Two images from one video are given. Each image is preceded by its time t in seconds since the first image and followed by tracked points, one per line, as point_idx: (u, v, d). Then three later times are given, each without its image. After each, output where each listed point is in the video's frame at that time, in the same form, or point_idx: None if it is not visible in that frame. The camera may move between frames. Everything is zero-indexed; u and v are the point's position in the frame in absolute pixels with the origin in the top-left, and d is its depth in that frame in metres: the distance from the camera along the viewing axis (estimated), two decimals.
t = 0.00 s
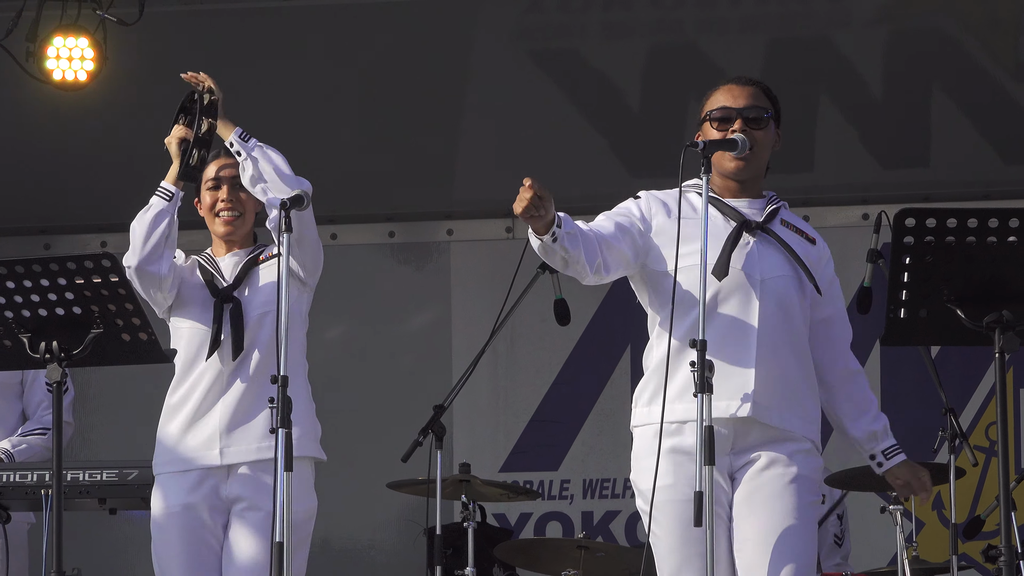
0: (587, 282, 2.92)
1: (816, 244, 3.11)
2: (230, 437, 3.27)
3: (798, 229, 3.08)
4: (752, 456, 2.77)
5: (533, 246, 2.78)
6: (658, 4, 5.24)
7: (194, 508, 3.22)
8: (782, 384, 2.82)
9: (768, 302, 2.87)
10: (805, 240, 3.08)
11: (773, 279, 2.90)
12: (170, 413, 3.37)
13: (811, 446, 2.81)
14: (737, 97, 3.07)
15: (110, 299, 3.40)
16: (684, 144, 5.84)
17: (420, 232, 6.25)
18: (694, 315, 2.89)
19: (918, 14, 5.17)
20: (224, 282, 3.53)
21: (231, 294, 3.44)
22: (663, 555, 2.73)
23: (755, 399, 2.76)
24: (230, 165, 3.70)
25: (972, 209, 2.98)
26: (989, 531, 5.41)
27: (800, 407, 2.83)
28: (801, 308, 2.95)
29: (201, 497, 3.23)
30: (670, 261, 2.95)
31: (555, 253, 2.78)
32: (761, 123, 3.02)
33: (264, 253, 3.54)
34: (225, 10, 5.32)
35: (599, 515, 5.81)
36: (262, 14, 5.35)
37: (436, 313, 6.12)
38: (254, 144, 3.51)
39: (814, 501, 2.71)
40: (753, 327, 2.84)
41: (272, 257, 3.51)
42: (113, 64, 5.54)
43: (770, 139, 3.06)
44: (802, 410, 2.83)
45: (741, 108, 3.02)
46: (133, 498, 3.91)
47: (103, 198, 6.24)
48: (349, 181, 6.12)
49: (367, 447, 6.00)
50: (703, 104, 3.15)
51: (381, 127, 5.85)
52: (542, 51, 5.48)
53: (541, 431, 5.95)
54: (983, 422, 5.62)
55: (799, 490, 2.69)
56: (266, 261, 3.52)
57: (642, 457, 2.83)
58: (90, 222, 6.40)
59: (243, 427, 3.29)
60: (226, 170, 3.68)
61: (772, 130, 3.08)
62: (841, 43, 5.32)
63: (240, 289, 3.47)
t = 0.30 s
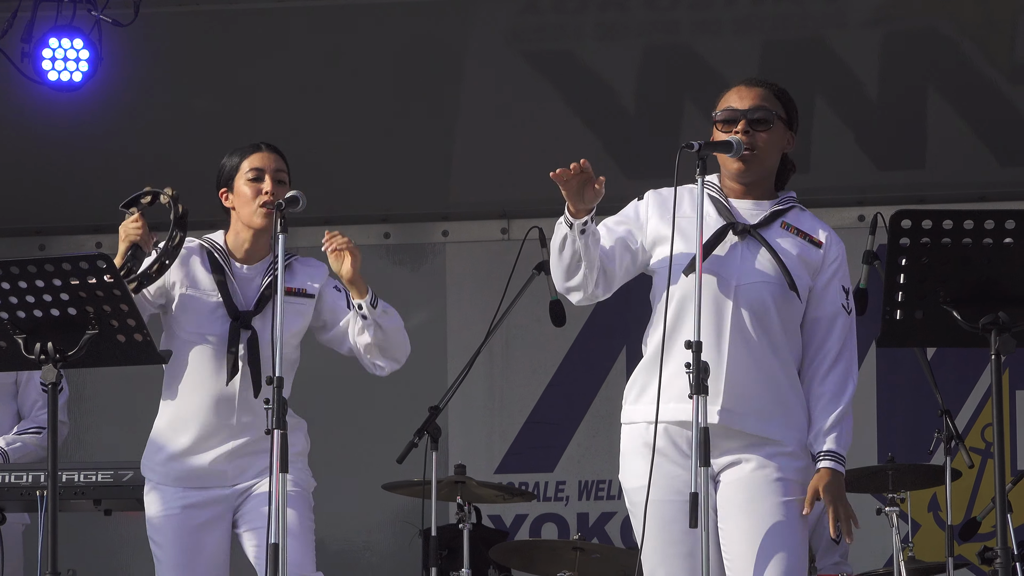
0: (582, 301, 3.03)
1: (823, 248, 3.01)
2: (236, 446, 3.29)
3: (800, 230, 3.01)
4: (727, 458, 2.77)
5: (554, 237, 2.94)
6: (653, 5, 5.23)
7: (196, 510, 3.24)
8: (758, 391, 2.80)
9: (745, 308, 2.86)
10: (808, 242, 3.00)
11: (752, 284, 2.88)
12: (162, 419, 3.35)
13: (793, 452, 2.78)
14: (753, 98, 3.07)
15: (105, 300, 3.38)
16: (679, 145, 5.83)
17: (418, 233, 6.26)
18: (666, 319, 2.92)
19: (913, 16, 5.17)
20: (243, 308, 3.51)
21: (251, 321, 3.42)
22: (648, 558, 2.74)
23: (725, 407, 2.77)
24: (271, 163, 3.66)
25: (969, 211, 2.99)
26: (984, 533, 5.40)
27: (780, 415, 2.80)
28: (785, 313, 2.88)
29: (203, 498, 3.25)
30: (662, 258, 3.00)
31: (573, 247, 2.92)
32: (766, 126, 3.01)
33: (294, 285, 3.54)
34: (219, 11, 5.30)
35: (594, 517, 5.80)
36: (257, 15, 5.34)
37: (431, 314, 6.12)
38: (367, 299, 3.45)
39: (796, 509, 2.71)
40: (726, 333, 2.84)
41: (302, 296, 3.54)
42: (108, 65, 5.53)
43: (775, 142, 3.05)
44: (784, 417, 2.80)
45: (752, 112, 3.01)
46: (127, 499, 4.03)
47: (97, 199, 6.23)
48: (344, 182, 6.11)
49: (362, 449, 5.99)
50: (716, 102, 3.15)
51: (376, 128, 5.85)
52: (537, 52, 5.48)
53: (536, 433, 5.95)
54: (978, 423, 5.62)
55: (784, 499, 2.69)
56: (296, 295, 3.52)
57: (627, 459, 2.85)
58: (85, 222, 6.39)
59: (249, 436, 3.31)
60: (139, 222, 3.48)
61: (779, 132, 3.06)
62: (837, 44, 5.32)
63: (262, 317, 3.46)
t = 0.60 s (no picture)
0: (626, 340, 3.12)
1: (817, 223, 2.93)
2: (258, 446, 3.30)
3: (792, 210, 2.94)
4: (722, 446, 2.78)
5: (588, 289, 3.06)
6: (650, 4, 5.23)
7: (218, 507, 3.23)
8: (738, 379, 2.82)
9: (726, 295, 2.88)
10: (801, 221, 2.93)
11: (731, 267, 2.89)
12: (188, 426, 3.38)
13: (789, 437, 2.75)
14: (753, 95, 3.06)
15: (101, 299, 3.38)
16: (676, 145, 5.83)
17: (410, 233, 6.23)
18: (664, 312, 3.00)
19: (909, 16, 5.17)
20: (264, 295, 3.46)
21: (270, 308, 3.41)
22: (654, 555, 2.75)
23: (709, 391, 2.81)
24: (298, 149, 3.60)
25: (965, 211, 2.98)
26: (980, 534, 5.40)
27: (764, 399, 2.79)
28: (767, 295, 2.86)
29: (229, 498, 3.25)
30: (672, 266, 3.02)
31: (600, 290, 3.03)
32: (762, 123, 2.99)
33: (319, 280, 3.50)
34: (215, 10, 5.29)
35: (589, 517, 5.80)
36: (252, 14, 5.33)
37: (427, 314, 6.10)
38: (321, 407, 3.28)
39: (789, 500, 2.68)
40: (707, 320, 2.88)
41: (330, 294, 3.49)
42: (103, 65, 5.51)
43: (775, 138, 3.02)
44: (768, 400, 2.80)
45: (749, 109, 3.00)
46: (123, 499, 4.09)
47: (92, 199, 6.21)
48: (340, 182, 6.09)
49: (357, 449, 5.97)
50: (723, 98, 3.15)
51: (372, 128, 5.84)
52: (534, 52, 5.47)
53: (532, 433, 5.94)
54: (974, 424, 5.62)
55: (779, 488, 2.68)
56: (319, 290, 3.48)
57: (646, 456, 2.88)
58: (79, 222, 6.36)
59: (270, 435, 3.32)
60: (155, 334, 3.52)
61: (779, 127, 3.02)
62: (833, 44, 5.31)
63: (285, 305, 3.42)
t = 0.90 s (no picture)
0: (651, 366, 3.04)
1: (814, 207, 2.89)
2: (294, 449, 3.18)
3: (789, 202, 2.92)
4: (762, 450, 2.70)
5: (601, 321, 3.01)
6: (646, 4, 5.23)
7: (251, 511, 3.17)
8: (764, 376, 2.74)
9: (739, 300, 2.83)
10: (798, 209, 2.90)
11: (739, 271, 2.85)
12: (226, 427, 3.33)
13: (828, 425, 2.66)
14: (747, 97, 3.05)
15: (95, 298, 3.36)
16: (672, 145, 5.82)
17: (405, 233, 6.23)
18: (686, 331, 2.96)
19: (905, 16, 5.17)
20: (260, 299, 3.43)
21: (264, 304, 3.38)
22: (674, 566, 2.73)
23: (731, 397, 2.74)
24: (299, 158, 3.55)
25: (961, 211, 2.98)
26: (976, 534, 5.40)
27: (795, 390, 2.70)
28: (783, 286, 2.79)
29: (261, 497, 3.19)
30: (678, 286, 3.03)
31: (616, 321, 2.99)
32: (756, 125, 2.98)
33: (315, 277, 3.42)
34: (211, 9, 5.29)
35: (585, 517, 5.79)
36: (248, 13, 5.32)
37: (423, 313, 6.10)
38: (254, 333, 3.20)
39: (825, 498, 2.62)
40: (722, 331, 2.83)
41: (321, 286, 3.40)
42: (99, 63, 5.50)
43: (770, 140, 3.01)
44: (801, 392, 2.70)
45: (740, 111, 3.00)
46: (118, 498, 4.29)
47: (87, 198, 6.19)
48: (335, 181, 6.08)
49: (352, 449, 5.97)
50: (717, 101, 3.14)
51: (368, 127, 5.83)
52: (530, 51, 5.47)
53: (527, 433, 5.93)
54: (970, 424, 5.62)
55: (816, 492, 2.61)
56: (313, 286, 3.41)
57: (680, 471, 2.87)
58: (74, 221, 6.34)
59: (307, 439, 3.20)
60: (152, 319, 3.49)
61: (774, 128, 3.01)
62: (829, 44, 5.32)
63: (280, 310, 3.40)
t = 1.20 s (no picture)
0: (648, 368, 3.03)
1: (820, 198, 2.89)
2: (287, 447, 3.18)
3: (788, 194, 2.93)
4: (761, 443, 2.70)
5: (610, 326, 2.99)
6: (641, 4, 5.22)
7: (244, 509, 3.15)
8: (768, 363, 2.73)
9: (742, 290, 2.82)
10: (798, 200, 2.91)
11: (744, 260, 2.84)
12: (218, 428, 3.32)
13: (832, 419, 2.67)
14: (741, 92, 3.04)
15: (89, 300, 3.36)
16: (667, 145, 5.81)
17: (399, 234, 6.21)
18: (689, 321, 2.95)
19: (900, 16, 5.17)
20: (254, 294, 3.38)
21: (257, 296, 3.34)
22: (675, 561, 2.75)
23: (738, 385, 2.73)
24: (295, 150, 3.52)
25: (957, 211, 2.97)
26: (971, 534, 5.40)
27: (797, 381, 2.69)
28: (791, 275, 2.79)
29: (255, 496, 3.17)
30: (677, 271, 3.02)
31: (626, 324, 2.99)
32: (750, 119, 2.98)
33: (308, 272, 3.40)
34: (205, 9, 5.27)
35: (580, 518, 5.78)
36: (243, 13, 5.31)
37: (418, 314, 6.08)
38: (246, 326, 3.09)
39: (825, 494, 2.60)
40: (725, 320, 2.83)
41: (315, 281, 3.38)
42: (93, 64, 5.49)
43: (765, 135, 3.00)
44: (803, 384, 2.70)
45: (738, 105, 2.99)
46: (113, 498, 4.30)
47: (82, 199, 6.17)
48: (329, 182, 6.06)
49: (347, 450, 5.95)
50: (711, 96, 3.13)
51: (363, 128, 5.82)
52: (525, 51, 5.46)
53: (522, 434, 5.92)
54: (965, 425, 5.62)
55: (813, 488, 2.60)
56: (307, 281, 3.38)
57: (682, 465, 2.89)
58: (69, 223, 6.31)
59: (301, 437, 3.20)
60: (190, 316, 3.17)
61: (769, 122, 3.00)
62: (825, 44, 5.31)
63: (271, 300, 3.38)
